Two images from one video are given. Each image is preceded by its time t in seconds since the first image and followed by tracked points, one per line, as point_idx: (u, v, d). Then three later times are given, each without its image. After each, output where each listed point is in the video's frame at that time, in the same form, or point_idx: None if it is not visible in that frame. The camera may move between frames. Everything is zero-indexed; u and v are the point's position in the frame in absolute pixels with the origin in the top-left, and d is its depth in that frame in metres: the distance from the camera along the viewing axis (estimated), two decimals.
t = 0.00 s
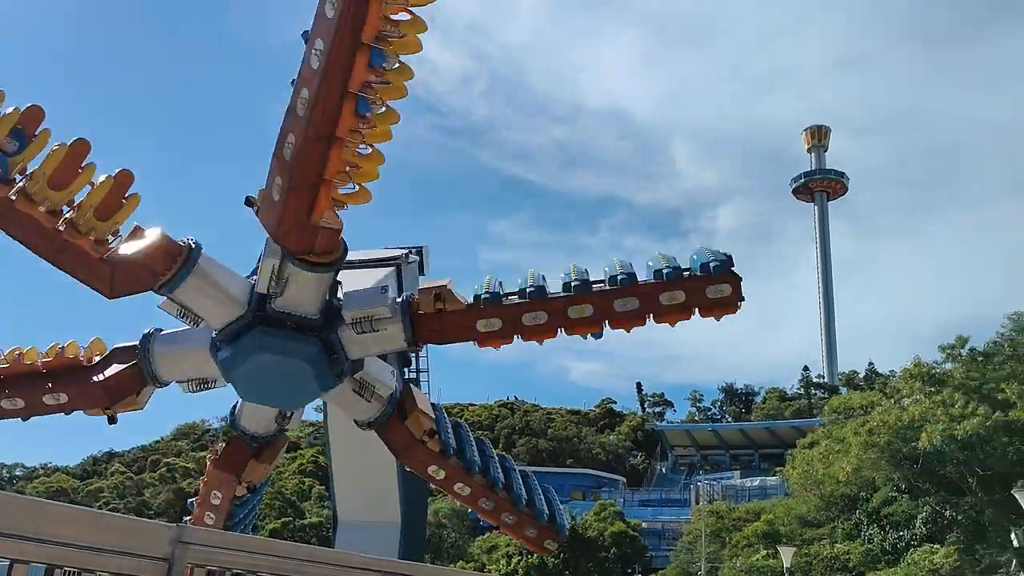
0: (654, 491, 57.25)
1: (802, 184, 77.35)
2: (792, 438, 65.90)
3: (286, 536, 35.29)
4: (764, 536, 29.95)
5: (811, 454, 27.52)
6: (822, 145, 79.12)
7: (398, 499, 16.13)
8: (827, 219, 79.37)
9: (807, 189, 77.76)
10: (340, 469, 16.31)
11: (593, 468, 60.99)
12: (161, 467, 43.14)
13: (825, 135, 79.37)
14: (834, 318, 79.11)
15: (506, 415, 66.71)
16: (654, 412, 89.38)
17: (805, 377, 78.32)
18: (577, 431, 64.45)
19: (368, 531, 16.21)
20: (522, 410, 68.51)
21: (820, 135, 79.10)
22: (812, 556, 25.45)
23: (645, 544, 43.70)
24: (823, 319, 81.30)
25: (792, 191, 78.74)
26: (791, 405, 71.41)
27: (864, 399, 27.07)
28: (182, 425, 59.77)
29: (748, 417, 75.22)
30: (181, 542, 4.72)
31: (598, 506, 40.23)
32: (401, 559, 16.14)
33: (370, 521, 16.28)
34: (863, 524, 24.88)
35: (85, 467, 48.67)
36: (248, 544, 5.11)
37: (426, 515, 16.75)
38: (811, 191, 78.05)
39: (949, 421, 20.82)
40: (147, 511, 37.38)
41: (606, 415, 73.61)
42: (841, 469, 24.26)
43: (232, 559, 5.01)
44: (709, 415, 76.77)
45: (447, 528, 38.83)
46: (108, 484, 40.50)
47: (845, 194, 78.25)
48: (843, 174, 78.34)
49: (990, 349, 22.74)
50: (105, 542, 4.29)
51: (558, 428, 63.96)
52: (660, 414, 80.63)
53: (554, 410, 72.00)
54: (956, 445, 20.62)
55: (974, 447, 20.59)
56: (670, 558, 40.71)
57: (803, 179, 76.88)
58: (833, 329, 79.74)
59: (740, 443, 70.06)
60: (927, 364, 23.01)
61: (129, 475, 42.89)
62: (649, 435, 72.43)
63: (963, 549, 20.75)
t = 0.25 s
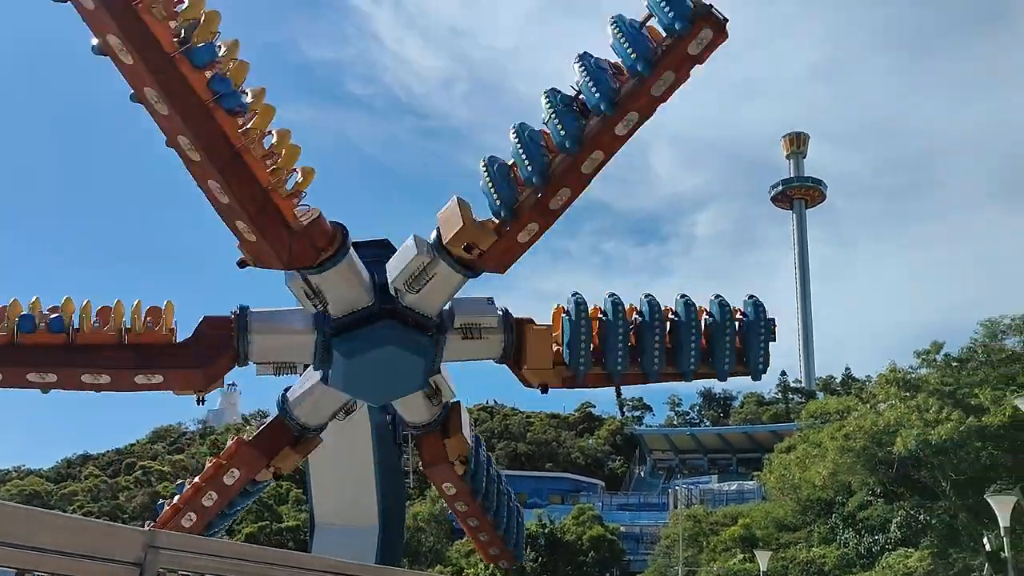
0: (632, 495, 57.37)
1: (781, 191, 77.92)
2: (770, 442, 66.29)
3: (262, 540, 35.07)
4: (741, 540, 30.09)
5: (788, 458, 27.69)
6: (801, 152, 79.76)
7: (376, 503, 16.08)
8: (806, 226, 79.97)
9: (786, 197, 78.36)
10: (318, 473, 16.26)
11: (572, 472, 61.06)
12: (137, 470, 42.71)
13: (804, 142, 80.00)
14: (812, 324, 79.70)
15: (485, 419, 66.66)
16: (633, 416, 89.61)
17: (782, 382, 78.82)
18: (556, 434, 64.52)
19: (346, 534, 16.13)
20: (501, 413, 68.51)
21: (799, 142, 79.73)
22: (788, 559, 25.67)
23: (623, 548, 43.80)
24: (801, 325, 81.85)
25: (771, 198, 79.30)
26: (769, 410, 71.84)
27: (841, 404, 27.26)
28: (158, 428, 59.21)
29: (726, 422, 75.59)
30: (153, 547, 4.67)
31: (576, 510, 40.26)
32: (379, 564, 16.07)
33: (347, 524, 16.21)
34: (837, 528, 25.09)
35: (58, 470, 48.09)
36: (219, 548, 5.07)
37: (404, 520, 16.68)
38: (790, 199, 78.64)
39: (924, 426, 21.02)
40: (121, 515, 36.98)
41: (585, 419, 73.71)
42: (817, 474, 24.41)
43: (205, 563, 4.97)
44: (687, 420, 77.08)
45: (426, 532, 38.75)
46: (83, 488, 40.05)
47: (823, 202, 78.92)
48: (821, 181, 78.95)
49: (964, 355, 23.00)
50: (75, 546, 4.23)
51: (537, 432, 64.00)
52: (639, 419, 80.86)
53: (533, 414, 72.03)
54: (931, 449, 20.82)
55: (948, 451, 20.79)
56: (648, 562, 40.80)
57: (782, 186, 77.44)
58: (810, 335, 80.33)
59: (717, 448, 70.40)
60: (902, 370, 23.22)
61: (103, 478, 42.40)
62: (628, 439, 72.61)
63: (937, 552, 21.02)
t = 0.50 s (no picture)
0: (618, 498, 57.44)
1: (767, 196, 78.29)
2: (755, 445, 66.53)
3: (246, 543, 34.93)
4: (726, 542, 30.16)
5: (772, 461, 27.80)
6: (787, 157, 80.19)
7: (362, 505, 16.03)
8: (792, 230, 80.29)
9: (773, 202, 78.61)
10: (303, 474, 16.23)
11: (558, 474, 61.11)
12: (121, 472, 42.46)
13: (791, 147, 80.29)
14: (797, 328, 80.05)
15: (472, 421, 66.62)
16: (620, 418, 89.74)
17: (768, 385, 79.08)
18: (543, 437, 64.56)
19: (331, 536, 16.08)
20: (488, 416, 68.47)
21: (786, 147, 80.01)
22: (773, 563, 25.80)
23: (609, 550, 43.85)
24: (787, 328, 82.16)
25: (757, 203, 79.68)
26: (755, 413, 72.06)
27: (825, 407, 27.37)
28: (142, 429, 58.89)
29: (712, 424, 75.80)
30: (136, 550, 4.65)
31: (562, 513, 40.25)
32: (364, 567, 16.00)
33: (332, 526, 16.16)
34: (822, 531, 25.17)
35: (41, 472, 47.75)
36: (203, 551, 5.05)
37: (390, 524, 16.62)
38: (776, 204, 78.92)
39: (907, 430, 21.14)
40: (105, 517, 36.76)
41: (571, 422, 73.75)
42: (802, 477, 24.48)
43: (188, 566, 4.96)
44: (673, 423, 77.26)
45: (412, 535, 38.71)
46: (66, 489, 39.77)
47: (808, 207, 79.35)
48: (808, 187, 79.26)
49: (948, 360, 23.13)
50: (60, 547, 4.22)
51: (524, 434, 64.03)
52: (625, 422, 80.99)
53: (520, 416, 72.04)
54: (915, 452, 20.96)
55: (931, 454, 20.95)
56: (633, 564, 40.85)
57: (768, 191, 77.70)
58: (796, 339, 80.63)
59: (703, 450, 70.57)
60: (887, 374, 23.35)
61: (87, 479, 42.12)
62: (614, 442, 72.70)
63: (920, 556, 21.23)
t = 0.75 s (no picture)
0: (608, 500, 57.48)
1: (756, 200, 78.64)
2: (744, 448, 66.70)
3: (234, 545, 34.79)
4: (715, 545, 30.20)
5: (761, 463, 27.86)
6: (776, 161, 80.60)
7: (351, 508, 15.97)
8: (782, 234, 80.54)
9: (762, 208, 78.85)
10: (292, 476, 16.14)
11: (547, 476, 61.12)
12: (108, 473, 42.25)
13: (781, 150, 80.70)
14: (786, 332, 80.34)
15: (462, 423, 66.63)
16: (610, 421, 89.76)
17: (757, 388, 79.27)
18: (532, 439, 64.55)
19: (319, 538, 16.03)
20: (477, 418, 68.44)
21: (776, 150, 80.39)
22: (761, 566, 25.90)
23: (598, 553, 43.88)
24: (776, 331, 82.37)
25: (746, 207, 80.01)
26: (744, 416, 72.23)
27: (814, 410, 27.45)
28: (130, 431, 58.62)
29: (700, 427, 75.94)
30: (123, 551, 4.62)
31: (551, 515, 40.26)
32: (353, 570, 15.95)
33: (320, 528, 16.11)
34: (810, 533, 25.23)
35: (28, 474, 47.45)
36: (188, 552, 5.03)
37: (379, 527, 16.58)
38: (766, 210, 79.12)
39: (895, 432, 21.24)
40: (92, 518, 36.56)
41: (561, 424, 73.77)
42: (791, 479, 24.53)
43: (175, 567, 4.94)
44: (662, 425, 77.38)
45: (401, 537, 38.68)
46: (53, 491, 39.52)
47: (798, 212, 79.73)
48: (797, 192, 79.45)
49: (936, 363, 23.27)
50: (48, 551, 4.19)
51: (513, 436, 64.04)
52: (615, 424, 81.06)
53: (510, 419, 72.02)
54: (902, 455, 21.05)
55: (919, 457, 21.05)
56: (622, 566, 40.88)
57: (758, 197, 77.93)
58: (785, 342, 80.88)
59: (692, 453, 70.68)
60: (875, 377, 23.49)
61: (74, 481, 41.87)
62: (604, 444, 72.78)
63: (906, 558, 21.35)
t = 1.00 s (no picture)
0: (601, 502, 57.49)
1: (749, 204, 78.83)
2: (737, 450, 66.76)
3: (226, 546, 34.66)
4: (708, 547, 30.22)
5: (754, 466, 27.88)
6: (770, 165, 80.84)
7: (344, 509, 15.93)
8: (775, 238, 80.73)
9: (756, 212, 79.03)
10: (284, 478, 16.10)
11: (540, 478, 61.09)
12: (100, 474, 42.09)
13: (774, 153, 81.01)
14: (779, 335, 80.50)
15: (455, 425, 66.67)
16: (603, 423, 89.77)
17: (750, 391, 79.39)
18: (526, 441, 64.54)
19: (312, 540, 15.99)
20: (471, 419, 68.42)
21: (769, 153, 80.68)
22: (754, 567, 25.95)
23: (591, 554, 43.87)
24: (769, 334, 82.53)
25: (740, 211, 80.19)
26: (737, 418, 72.34)
27: (807, 413, 27.49)
28: (122, 432, 58.45)
29: (693, 429, 76.01)
30: (116, 552, 4.58)
31: (544, 517, 40.22)
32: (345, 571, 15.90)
33: (313, 530, 16.07)
34: (803, 536, 25.23)
35: (19, 474, 47.22)
36: (183, 555, 5.03)
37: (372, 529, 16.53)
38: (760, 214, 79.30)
39: (888, 435, 21.27)
40: (83, 520, 36.40)
41: (555, 426, 73.78)
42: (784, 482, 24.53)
43: (169, 566, 4.93)
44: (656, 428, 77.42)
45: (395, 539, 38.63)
46: (44, 492, 39.34)
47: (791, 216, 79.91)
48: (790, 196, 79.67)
49: (928, 366, 23.32)
50: (42, 552, 4.17)
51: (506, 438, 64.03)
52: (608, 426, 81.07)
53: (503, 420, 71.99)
54: (895, 458, 21.07)
55: (911, 460, 21.08)
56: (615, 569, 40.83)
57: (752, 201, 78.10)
58: (778, 345, 81.04)
59: (685, 455, 70.75)
60: (867, 380, 23.54)
61: (65, 482, 41.68)
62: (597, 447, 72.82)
63: (899, 561, 21.37)
